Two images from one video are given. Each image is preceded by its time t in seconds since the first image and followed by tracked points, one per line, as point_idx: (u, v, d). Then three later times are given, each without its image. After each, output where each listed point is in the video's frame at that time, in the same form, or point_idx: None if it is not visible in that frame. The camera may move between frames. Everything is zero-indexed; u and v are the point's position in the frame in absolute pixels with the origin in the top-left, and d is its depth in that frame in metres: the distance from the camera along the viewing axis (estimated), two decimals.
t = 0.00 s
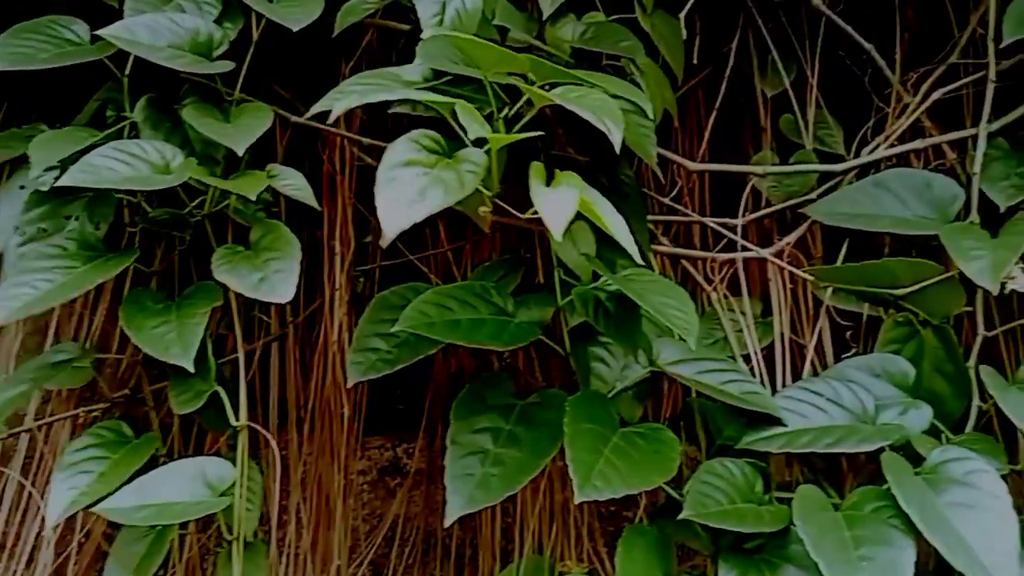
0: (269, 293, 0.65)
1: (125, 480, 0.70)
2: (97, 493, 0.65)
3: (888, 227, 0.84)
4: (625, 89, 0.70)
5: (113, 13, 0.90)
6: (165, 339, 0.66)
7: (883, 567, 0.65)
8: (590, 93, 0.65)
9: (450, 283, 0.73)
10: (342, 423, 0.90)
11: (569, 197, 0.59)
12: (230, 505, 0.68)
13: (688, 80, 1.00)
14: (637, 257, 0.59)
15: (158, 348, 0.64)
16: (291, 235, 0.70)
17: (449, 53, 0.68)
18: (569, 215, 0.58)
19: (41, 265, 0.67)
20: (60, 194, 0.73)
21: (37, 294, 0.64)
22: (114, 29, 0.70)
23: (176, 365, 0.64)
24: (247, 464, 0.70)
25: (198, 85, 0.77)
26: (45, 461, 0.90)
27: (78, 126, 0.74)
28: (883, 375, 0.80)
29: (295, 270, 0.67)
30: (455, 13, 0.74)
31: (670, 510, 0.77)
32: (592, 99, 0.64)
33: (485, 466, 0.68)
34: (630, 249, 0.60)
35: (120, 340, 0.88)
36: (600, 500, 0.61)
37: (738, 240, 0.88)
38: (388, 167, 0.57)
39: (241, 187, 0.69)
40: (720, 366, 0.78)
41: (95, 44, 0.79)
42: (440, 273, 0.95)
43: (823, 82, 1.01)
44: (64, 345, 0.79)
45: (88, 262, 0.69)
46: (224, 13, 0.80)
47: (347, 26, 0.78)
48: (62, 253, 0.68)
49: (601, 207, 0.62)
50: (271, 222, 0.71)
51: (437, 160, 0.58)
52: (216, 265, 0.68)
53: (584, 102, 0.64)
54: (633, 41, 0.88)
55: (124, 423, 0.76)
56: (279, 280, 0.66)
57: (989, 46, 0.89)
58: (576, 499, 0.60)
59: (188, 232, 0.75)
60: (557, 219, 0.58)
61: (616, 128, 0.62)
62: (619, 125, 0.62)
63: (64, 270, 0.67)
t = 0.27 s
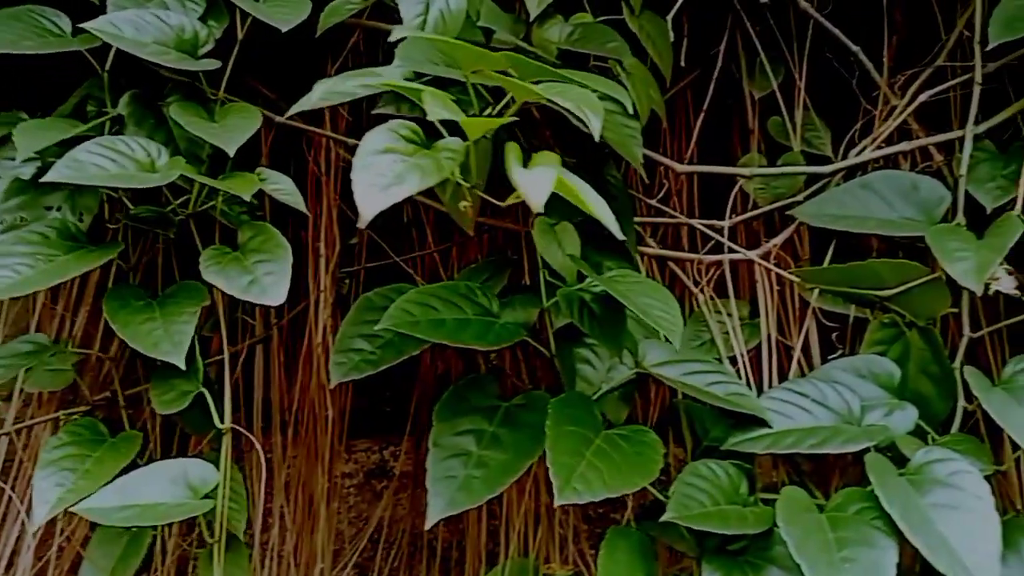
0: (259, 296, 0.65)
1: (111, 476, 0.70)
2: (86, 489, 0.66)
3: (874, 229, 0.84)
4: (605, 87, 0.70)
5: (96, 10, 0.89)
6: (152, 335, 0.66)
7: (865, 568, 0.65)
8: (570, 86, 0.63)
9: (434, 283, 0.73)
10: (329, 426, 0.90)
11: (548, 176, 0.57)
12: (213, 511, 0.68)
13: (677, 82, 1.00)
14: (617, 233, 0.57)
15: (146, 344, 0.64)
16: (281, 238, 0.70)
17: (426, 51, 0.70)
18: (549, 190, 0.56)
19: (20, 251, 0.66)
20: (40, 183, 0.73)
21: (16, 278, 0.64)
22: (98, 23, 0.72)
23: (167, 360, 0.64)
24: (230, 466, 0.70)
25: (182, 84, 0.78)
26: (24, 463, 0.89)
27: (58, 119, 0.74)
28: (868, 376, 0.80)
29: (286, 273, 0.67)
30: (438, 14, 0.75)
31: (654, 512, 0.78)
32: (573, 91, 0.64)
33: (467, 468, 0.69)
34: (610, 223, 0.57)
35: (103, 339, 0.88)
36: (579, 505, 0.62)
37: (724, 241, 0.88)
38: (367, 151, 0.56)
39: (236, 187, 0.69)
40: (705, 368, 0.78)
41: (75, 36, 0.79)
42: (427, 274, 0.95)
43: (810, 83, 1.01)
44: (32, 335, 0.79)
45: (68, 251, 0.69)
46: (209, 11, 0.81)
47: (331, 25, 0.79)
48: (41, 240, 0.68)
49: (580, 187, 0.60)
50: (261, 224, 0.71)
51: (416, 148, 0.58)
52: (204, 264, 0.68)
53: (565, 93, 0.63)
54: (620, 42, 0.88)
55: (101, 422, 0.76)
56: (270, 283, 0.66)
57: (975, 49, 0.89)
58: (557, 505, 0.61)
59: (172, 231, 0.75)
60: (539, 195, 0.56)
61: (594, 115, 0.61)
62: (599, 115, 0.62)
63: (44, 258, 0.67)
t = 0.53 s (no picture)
0: (246, 293, 0.65)
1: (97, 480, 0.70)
2: (66, 495, 0.65)
3: (866, 229, 0.84)
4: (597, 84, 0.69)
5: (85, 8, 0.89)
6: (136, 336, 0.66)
7: (855, 569, 0.65)
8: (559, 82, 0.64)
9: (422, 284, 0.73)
10: (318, 427, 0.89)
11: (517, 179, 0.57)
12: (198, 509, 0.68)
13: (668, 83, 1.01)
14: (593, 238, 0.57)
15: (130, 345, 0.63)
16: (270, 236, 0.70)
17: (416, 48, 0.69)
18: (514, 193, 0.55)
19: (7, 255, 0.66)
20: (27, 184, 0.72)
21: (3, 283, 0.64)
22: (88, 22, 0.71)
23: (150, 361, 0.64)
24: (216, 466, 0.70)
25: (170, 82, 0.78)
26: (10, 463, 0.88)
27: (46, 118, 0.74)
28: (859, 376, 0.80)
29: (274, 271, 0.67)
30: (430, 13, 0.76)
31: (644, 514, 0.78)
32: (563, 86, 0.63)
33: (456, 470, 0.69)
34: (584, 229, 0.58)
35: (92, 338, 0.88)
36: (573, 504, 0.61)
37: (716, 241, 0.88)
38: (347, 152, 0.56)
39: (226, 184, 0.68)
40: (695, 369, 0.78)
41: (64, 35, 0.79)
42: (419, 276, 0.94)
43: (803, 83, 1.02)
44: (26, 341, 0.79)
45: (55, 254, 0.68)
46: (199, 8, 0.81)
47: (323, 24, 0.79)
48: (27, 243, 0.68)
49: (556, 189, 0.60)
50: (250, 222, 0.71)
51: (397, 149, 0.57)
52: (191, 262, 0.67)
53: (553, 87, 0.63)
54: (612, 42, 0.88)
55: (89, 423, 0.76)
56: (257, 281, 0.65)
57: (966, 50, 0.89)
58: (546, 503, 0.60)
59: (160, 229, 0.75)
60: (501, 198, 0.55)
61: (577, 115, 0.60)
62: (583, 112, 0.61)
63: (31, 261, 0.67)
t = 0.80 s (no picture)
0: (223, 291, 0.68)
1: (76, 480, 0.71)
2: (41, 497, 0.66)
3: (854, 230, 0.84)
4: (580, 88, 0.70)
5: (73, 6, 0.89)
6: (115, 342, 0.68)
7: (836, 571, 0.67)
8: (543, 87, 0.64)
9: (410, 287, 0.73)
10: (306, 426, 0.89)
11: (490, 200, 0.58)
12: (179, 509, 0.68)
13: (660, 81, 1.00)
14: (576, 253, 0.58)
15: (106, 353, 0.67)
16: (247, 234, 0.73)
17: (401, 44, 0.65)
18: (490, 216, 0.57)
19: None
20: (9, 190, 0.72)
21: None
22: (71, 22, 0.73)
23: (122, 368, 0.67)
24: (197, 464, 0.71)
25: (157, 79, 0.80)
26: None
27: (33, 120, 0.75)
28: (845, 377, 0.81)
29: (250, 269, 0.70)
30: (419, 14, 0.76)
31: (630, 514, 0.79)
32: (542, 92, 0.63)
33: (442, 473, 0.71)
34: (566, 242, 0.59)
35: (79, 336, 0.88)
36: (547, 518, 0.65)
37: (704, 242, 0.88)
38: (328, 179, 0.57)
39: (200, 183, 0.72)
40: (684, 369, 0.79)
41: (52, 35, 0.79)
42: (408, 275, 0.94)
43: (793, 85, 1.02)
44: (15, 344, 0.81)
45: (36, 260, 0.70)
46: (187, 7, 0.81)
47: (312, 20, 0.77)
48: (12, 252, 0.70)
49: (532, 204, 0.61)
50: (228, 221, 0.75)
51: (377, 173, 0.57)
52: (172, 262, 0.71)
53: (530, 96, 0.63)
54: (602, 42, 0.88)
55: (73, 423, 0.77)
56: (233, 279, 0.69)
57: (954, 52, 0.89)
58: (524, 518, 0.63)
59: (143, 229, 0.78)
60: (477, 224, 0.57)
61: (551, 123, 0.60)
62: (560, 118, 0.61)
63: (14, 269, 0.68)
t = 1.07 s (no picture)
0: (197, 291, 0.68)
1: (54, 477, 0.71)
2: (17, 492, 0.67)
3: (837, 231, 0.84)
4: (546, 118, 0.68)
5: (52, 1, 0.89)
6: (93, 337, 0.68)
7: (815, 571, 0.67)
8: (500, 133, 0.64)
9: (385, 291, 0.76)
10: (286, 425, 0.89)
11: (444, 272, 0.61)
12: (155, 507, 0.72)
13: (645, 83, 0.99)
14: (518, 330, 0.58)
15: (86, 346, 0.67)
16: (226, 234, 0.73)
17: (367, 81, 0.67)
18: (443, 289, 0.60)
19: None
20: None
21: None
22: (49, 19, 0.72)
23: (104, 360, 0.67)
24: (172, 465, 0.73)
25: (138, 77, 0.79)
26: None
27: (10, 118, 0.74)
28: (827, 377, 0.81)
29: (227, 269, 0.70)
30: (392, 21, 0.79)
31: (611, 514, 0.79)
32: (498, 142, 0.64)
33: (419, 473, 0.73)
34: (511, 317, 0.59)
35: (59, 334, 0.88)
36: (524, 513, 0.64)
37: (688, 241, 0.88)
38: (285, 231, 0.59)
39: (181, 184, 0.71)
40: (666, 369, 0.79)
41: (30, 30, 0.78)
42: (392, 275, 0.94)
43: (779, 86, 1.01)
44: None
45: (12, 255, 0.70)
46: (168, 5, 0.79)
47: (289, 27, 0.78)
48: None
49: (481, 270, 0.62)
50: (207, 220, 0.75)
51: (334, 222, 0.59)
52: (149, 262, 0.71)
53: (485, 152, 0.63)
54: (585, 41, 0.88)
55: (47, 422, 0.77)
56: (209, 279, 0.69)
57: (939, 53, 0.89)
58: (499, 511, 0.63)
59: (122, 227, 0.77)
60: (426, 299, 0.60)
61: (496, 186, 0.60)
62: (508, 176, 0.60)
63: None
